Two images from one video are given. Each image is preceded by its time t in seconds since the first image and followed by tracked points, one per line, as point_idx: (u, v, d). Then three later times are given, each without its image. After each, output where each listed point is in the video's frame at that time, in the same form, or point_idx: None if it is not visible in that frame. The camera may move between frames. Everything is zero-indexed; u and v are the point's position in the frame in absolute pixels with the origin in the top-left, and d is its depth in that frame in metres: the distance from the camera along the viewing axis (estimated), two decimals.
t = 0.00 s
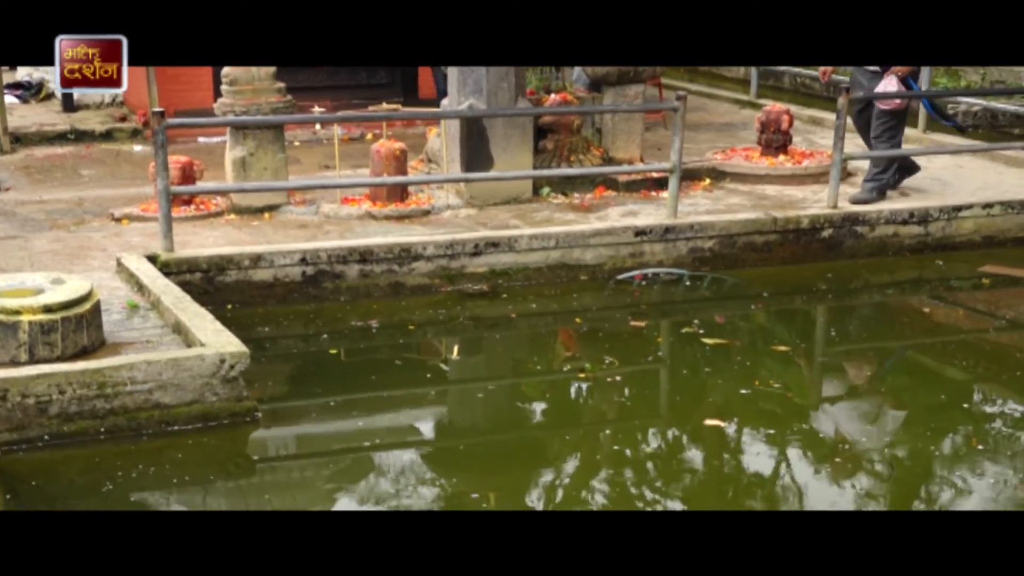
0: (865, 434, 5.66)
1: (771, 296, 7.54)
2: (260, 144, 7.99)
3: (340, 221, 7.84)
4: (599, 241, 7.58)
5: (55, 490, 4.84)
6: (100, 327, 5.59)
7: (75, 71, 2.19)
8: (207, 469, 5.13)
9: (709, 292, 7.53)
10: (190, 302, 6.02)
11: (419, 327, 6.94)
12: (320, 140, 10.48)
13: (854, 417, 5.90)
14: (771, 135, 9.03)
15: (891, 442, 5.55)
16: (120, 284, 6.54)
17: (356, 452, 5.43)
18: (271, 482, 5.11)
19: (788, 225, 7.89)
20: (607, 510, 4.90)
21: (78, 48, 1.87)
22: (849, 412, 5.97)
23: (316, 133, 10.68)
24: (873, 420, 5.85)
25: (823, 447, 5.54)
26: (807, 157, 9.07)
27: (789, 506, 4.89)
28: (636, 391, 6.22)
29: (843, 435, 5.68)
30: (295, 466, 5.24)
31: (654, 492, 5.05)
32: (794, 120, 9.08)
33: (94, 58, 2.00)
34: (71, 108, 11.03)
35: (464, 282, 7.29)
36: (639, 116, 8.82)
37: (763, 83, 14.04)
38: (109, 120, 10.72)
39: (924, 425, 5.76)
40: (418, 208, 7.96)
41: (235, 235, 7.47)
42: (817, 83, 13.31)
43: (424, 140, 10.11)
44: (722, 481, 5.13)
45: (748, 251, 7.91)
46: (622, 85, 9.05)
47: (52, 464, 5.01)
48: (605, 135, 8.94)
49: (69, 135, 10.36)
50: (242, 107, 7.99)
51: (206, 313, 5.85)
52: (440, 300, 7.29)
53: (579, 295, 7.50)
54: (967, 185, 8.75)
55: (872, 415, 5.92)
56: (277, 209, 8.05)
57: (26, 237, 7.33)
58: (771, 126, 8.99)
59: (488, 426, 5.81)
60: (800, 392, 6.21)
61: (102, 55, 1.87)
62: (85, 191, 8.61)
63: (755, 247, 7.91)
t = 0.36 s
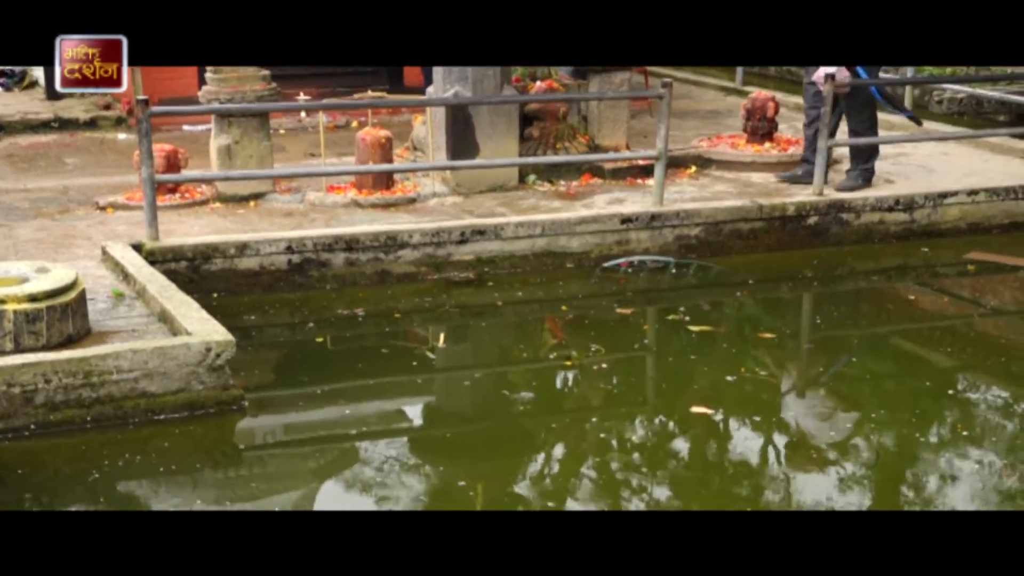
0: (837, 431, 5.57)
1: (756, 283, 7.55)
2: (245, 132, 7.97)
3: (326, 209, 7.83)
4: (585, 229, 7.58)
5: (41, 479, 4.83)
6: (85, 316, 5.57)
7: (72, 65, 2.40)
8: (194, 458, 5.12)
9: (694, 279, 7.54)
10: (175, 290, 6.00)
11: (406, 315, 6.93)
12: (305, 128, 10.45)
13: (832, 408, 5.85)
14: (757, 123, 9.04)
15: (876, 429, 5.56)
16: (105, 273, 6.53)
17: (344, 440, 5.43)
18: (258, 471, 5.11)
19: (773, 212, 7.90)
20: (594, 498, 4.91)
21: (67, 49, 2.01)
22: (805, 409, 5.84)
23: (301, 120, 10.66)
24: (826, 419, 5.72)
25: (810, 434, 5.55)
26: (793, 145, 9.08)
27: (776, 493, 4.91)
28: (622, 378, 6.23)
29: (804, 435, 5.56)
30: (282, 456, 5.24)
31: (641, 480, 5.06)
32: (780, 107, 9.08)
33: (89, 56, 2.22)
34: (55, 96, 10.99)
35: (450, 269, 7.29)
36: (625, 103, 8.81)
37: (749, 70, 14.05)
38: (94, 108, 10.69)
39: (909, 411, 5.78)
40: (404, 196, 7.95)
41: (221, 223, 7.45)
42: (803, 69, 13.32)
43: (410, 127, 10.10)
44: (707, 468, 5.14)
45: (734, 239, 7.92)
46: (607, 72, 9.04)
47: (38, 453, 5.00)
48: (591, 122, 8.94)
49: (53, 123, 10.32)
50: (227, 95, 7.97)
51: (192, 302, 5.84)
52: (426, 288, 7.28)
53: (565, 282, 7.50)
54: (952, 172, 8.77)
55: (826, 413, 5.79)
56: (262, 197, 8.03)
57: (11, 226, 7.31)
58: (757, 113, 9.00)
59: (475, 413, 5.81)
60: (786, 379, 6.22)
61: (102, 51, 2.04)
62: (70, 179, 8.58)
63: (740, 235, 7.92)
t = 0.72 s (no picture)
0: (823, 416, 5.59)
1: (742, 269, 7.56)
2: (230, 118, 7.95)
3: (312, 196, 7.82)
4: (571, 215, 7.58)
5: (28, 467, 4.82)
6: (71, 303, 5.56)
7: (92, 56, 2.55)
8: (182, 445, 5.11)
9: (681, 266, 7.55)
10: (161, 277, 5.99)
11: (392, 302, 6.93)
12: (291, 114, 10.43)
13: (818, 393, 5.86)
14: (743, 109, 9.04)
15: (862, 414, 5.58)
16: (90, 261, 6.51)
17: (331, 427, 5.43)
18: (246, 457, 5.11)
19: (759, 198, 7.91)
20: (582, 485, 4.92)
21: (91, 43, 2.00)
22: (749, 400, 5.78)
23: (287, 107, 10.64)
24: (768, 411, 5.65)
25: (797, 418, 5.56)
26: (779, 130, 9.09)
27: (763, 478, 4.93)
28: (609, 364, 6.23)
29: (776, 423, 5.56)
30: (270, 443, 5.23)
31: (629, 466, 5.07)
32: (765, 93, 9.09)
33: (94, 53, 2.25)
34: (39, 82, 10.95)
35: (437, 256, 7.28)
36: (611, 89, 8.81)
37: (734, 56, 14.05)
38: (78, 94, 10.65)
39: (895, 396, 5.80)
40: (390, 182, 7.94)
41: (206, 210, 7.44)
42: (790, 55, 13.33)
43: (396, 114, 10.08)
44: (696, 454, 5.15)
45: (720, 225, 7.92)
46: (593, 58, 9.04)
47: (25, 441, 4.99)
48: (577, 109, 8.93)
49: (37, 110, 10.28)
50: (212, 82, 7.94)
51: (178, 288, 5.82)
52: (412, 275, 7.27)
53: (551, 269, 7.49)
54: (938, 158, 8.79)
55: (797, 399, 5.78)
56: (248, 183, 8.01)
57: None
58: (743, 99, 9.00)
59: (462, 400, 5.81)
60: (773, 365, 6.24)
61: (104, 57, 2.09)
62: (54, 166, 8.55)
63: (727, 221, 7.93)
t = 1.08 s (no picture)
0: (809, 400, 5.60)
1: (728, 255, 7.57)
2: (215, 105, 7.93)
3: (297, 183, 7.80)
4: (558, 201, 7.58)
5: (15, 455, 4.81)
6: (56, 291, 5.54)
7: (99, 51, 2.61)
8: (169, 433, 5.11)
9: (668, 252, 7.55)
10: (146, 265, 5.98)
11: (379, 289, 6.92)
12: (276, 101, 10.41)
13: (804, 377, 5.88)
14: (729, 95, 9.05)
15: (849, 399, 5.59)
16: (75, 248, 6.49)
17: (319, 414, 5.43)
18: (233, 445, 5.10)
19: (746, 184, 7.92)
20: (570, 472, 4.93)
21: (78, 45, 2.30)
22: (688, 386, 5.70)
23: (272, 94, 10.61)
24: (742, 398, 5.63)
25: (783, 404, 5.57)
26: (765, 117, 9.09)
27: (751, 463, 4.94)
28: (596, 351, 6.23)
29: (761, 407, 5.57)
30: (257, 431, 5.23)
31: (616, 452, 5.07)
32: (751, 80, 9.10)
33: (85, 52, 2.49)
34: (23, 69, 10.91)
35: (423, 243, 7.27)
36: (597, 75, 8.80)
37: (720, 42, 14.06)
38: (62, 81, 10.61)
39: (881, 381, 5.81)
40: (376, 169, 7.93)
41: (191, 197, 7.42)
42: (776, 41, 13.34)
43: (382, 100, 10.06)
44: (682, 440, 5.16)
45: (707, 211, 7.93)
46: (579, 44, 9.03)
47: (11, 429, 4.97)
48: (563, 95, 8.92)
49: (21, 97, 10.24)
50: (197, 69, 7.92)
51: (163, 276, 5.80)
52: (398, 262, 7.26)
53: (538, 255, 7.49)
54: (924, 143, 8.80)
55: (784, 384, 5.80)
56: (233, 171, 7.99)
57: None
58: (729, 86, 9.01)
59: (449, 387, 5.81)
60: (759, 350, 6.25)
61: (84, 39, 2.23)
62: (39, 154, 8.52)
63: (713, 207, 7.93)
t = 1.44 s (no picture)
0: (789, 386, 5.61)
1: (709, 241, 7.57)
2: (194, 94, 7.89)
3: (278, 171, 7.77)
4: (539, 189, 7.57)
5: None
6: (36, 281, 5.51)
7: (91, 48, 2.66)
8: (151, 422, 5.09)
9: (649, 239, 7.55)
10: (126, 254, 5.95)
11: (359, 278, 6.90)
12: (255, 90, 10.36)
13: (784, 364, 5.89)
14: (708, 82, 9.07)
15: (829, 385, 5.60)
16: (54, 238, 6.45)
17: (300, 403, 5.42)
18: (215, 434, 5.09)
19: (726, 171, 7.92)
20: (552, 458, 4.93)
21: (72, 38, 2.33)
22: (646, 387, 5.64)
23: (252, 82, 10.57)
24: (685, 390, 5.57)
25: (763, 390, 5.58)
26: (745, 104, 9.10)
27: (732, 449, 4.95)
28: (578, 338, 6.23)
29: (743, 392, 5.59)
30: (238, 420, 5.22)
31: (598, 439, 5.08)
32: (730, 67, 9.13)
33: (83, 45, 2.47)
34: None
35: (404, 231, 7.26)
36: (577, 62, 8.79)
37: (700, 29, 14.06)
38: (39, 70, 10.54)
39: (861, 367, 5.82)
40: (357, 157, 7.92)
41: (171, 186, 7.39)
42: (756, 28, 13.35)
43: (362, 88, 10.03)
44: (663, 426, 5.16)
45: (688, 198, 7.93)
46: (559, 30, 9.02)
47: None
48: (544, 82, 8.90)
49: None
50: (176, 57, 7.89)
51: (143, 265, 5.78)
52: (379, 250, 7.25)
53: (519, 243, 7.48)
54: (904, 129, 8.82)
55: (766, 369, 5.80)
56: (213, 159, 7.96)
57: None
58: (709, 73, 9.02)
59: (431, 374, 5.80)
60: (740, 336, 6.25)
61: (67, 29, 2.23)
62: (17, 143, 8.47)
63: (694, 194, 7.94)
